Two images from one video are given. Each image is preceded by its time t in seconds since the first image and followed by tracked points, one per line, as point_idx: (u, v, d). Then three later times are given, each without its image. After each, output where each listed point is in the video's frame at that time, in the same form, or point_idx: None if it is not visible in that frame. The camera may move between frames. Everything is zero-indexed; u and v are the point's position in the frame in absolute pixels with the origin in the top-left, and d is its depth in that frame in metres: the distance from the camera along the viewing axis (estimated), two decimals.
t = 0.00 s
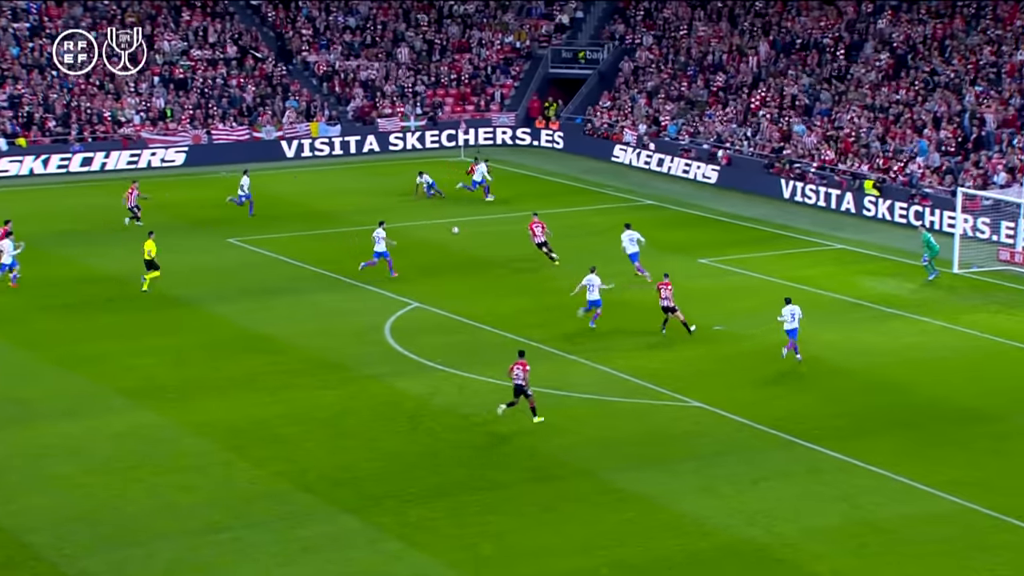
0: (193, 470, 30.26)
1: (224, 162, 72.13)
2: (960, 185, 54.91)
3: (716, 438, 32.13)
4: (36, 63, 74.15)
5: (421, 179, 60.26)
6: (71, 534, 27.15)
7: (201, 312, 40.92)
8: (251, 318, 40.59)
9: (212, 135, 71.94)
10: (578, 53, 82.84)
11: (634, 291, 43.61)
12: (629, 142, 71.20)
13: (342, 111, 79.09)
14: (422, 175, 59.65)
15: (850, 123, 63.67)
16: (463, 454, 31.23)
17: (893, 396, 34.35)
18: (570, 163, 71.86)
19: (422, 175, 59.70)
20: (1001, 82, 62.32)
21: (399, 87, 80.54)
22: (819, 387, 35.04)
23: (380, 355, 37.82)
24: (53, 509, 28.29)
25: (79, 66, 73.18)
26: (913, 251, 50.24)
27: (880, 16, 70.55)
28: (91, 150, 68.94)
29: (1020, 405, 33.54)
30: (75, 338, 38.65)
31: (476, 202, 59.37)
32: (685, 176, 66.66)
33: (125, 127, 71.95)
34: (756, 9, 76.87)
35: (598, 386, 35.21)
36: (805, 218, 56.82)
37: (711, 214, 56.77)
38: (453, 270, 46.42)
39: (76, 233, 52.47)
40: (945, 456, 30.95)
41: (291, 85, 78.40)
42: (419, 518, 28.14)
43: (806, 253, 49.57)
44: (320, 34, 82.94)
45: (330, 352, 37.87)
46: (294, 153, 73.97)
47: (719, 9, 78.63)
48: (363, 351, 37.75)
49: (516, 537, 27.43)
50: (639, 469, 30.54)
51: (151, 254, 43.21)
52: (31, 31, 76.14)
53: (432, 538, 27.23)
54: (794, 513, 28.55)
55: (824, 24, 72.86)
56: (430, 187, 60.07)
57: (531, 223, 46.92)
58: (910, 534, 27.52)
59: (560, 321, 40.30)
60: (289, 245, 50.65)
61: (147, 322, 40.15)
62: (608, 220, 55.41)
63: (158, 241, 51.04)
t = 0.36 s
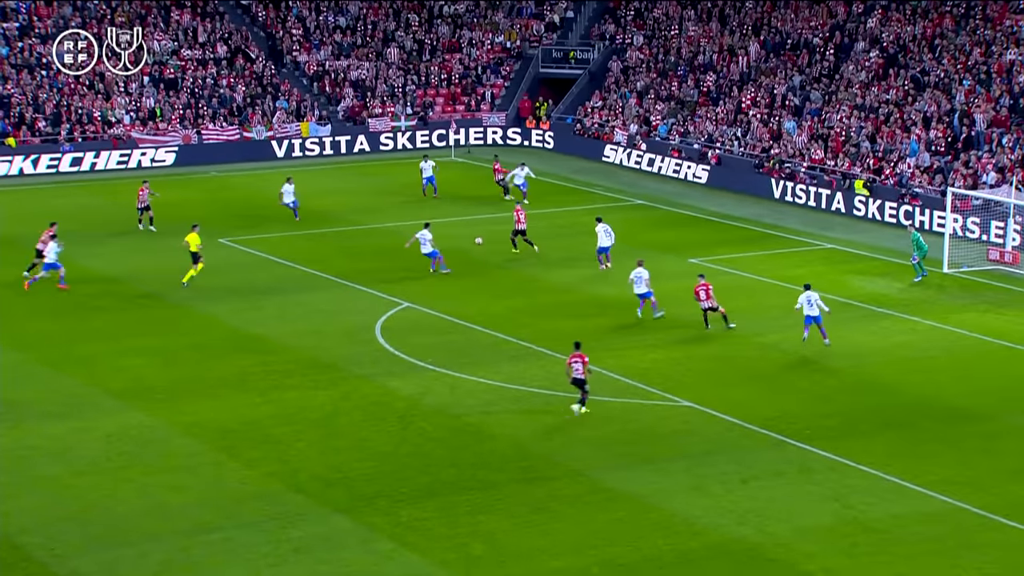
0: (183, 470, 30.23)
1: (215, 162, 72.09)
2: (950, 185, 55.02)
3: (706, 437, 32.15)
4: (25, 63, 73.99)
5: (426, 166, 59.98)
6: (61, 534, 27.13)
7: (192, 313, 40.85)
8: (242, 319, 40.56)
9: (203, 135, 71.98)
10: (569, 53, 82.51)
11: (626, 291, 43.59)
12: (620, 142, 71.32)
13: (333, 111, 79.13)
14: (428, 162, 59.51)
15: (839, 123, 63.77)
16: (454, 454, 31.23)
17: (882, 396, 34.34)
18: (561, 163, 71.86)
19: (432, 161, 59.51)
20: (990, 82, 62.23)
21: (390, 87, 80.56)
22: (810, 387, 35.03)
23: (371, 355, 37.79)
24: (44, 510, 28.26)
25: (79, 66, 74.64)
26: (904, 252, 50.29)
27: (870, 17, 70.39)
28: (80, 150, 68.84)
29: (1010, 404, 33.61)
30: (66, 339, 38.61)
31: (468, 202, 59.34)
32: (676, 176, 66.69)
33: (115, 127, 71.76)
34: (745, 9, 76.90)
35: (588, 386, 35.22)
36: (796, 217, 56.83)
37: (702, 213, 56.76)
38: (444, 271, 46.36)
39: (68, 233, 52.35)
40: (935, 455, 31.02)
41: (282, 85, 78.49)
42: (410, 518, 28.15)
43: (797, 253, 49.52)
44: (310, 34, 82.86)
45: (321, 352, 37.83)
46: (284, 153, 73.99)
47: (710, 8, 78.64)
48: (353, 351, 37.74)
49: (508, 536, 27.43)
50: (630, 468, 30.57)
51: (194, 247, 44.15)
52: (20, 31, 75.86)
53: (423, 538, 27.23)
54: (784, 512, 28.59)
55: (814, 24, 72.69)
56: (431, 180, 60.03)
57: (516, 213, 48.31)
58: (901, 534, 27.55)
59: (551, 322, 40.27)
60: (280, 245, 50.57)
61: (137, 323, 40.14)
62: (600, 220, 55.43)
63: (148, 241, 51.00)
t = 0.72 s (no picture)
0: (183, 470, 30.23)
1: (214, 162, 72.09)
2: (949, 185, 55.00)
3: (706, 437, 32.16)
4: (25, 63, 73.97)
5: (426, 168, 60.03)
6: (61, 534, 27.13)
7: (192, 313, 40.86)
8: (242, 318, 40.56)
9: (202, 135, 71.99)
10: (569, 53, 82.55)
11: (626, 292, 43.61)
12: (620, 142, 71.34)
13: (333, 111, 79.14)
14: (427, 164, 59.16)
15: (839, 122, 63.80)
16: (453, 454, 31.23)
17: (882, 396, 34.31)
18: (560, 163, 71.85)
19: (430, 163, 59.16)
20: (990, 82, 62.13)
21: (390, 87, 80.57)
22: (810, 387, 35.01)
23: (371, 355, 37.76)
24: (43, 510, 28.27)
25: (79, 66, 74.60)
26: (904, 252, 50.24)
27: (871, 17, 70.22)
28: (80, 150, 68.86)
29: (1010, 404, 33.62)
30: (66, 339, 38.61)
31: (468, 202, 59.34)
32: (676, 176, 66.68)
33: (115, 127, 71.74)
34: (745, 8, 76.84)
35: (588, 386, 35.22)
36: (796, 217, 56.82)
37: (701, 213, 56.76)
38: (445, 270, 46.39)
39: (68, 233, 52.34)
40: (934, 455, 31.02)
41: (281, 85, 78.54)
42: (410, 518, 28.15)
43: (797, 253, 49.50)
44: (310, 34, 82.85)
45: (321, 352, 37.82)
46: (284, 153, 73.97)
47: (710, 8, 78.61)
48: (353, 351, 37.75)
49: (507, 536, 27.44)
50: (630, 468, 30.58)
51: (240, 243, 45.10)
52: (21, 31, 75.81)
53: (423, 538, 27.23)
54: (784, 512, 28.59)
55: (814, 24, 72.57)
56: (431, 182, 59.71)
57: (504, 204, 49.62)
58: (902, 533, 27.56)
59: (551, 322, 40.25)
60: (281, 245, 50.56)
61: (138, 323, 40.15)
62: (600, 220, 55.41)
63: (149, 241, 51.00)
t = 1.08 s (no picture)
0: (185, 470, 30.23)
1: (217, 162, 72.09)
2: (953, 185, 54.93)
3: (708, 437, 32.16)
4: (28, 63, 74.03)
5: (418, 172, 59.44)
6: (63, 534, 27.13)
7: (194, 313, 40.88)
8: (244, 318, 40.58)
9: (205, 135, 72.01)
10: (572, 54, 82.85)
11: (628, 291, 43.63)
12: (622, 142, 71.26)
13: (335, 111, 79.15)
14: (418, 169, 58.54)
15: (842, 121, 63.93)
16: (456, 454, 31.25)
17: (884, 396, 34.32)
18: (562, 163, 71.86)
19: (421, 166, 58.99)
20: (993, 83, 62.21)
21: (392, 87, 80.57)
22: (812, 386, 35.03)
23: (373, 354, 37.78)
24: (46, 510, 28.27)
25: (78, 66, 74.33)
26: (907, 252, 50.23)
27: (874, 16, 69.61)
28: (83, 149, 68.81)
29: (1013, 404, 33.63)
30: (68, 339, 38.62)
31: (470, 202, 59.37)
32: (677, 176, 66.68)
33: (118, 128, 71.73)
34: (747, 8, 76.81)
35: (590, 385, 35.23)
36: (799, 217, 56.82)
37: (704, 214, 56.75)
38: (446, 271, 46.40)
39: (71, 233, 52.38)
40: (937, 455, 31.04)
41: (284, 85, 78.53)
42: (413, 518, 28.15)
43: (799, 253, 49.50)
44: (313, 34, 82.84)
45: (323, 352, 37.82)
46: (287, 152, 73.95)
47: (712, 7, 78.50)
48: (355, 351, 37.75)
49: (510, 536, 27.45)
50: (632, 468, 30.58)
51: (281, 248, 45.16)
52: (23, 31, 75.82)
53: (425, 538, 27.23)
54: (786, 512, 28.58)
55: (817, 24, 72.42)
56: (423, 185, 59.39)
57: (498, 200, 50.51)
58: (904, 533, 27.56)
59: (553, 322, 40.27)
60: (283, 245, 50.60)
61: (140, 323, 40.15)
62: (602, 220, 55.41)
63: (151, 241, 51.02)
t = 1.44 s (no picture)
0: (184, 470, 30.22)
1: (216, 162, 72.07)
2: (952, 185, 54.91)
3: (707, 437, 32.14)
4: (27, 63, 74.05)
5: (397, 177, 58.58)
6: (62, 534, 27.12)
7: (193, 313, 40.87)
8: (244, 318, 40.57)
9: (204, 135, 71.97)
10: (571, 53, 82.72)
11: (628, 291, 43.61)
12: (622, 142, 71.25)
13: (334, 111, 79.18)
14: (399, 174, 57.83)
15: (842, 120, 64.02)
16: (455, 454, 31.24)
17: (884, 396, 34.30)
18: (562, 163, 71.86)
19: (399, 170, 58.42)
20: (993, 83, 62.18)
21: (391, 87, 80.61)
22: (811, 386, 35.02)
23: (373, 354, 37.76)
24: (45, 510, 28.26)
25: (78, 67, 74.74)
26: (907, 252, 50.21)
27: (873, 16, 69.80)
28: (83, 149, 68.76)
29: (1013, 403, 33.64)
30: (67, 339, 38.60)
31: (470, 203, 59.35)
32: (677, 176, 66.67)
33: (118, 127, 71.79)
34: (745, 9, 76.83)
35: (589, 385, 35.24)
36: (799, 217, 56.79)
37: (704, 214, 56.72)
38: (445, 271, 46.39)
39: (70, 233, 52.36)
40: (937, 454, 31.03)
41: (283, 85, 78.44)
42: (412, 518, 28.14)
43: (799, 253, 49.47)
44: (313, 34, 82.79)
45: (323, 352, 37.80)
46: (286, 152, 74.04)
47: (712, 7, 78.59)
48: (355, 351, 37.73)
49: (509, 536, 27.44)
50: (632, 468, 30.57)
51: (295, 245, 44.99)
52: (22, 31, 75.81)
53: (424, 538, 27.22)
54: (786, 512, 28.59)
55: (817, 24, 72.42)
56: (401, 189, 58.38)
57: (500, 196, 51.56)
58: (905, 533, 27.55)
59: (553, 322, 40.26)
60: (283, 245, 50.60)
61: (139, 323, 40.14)
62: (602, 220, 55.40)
63: (151, 241, 51.00)
